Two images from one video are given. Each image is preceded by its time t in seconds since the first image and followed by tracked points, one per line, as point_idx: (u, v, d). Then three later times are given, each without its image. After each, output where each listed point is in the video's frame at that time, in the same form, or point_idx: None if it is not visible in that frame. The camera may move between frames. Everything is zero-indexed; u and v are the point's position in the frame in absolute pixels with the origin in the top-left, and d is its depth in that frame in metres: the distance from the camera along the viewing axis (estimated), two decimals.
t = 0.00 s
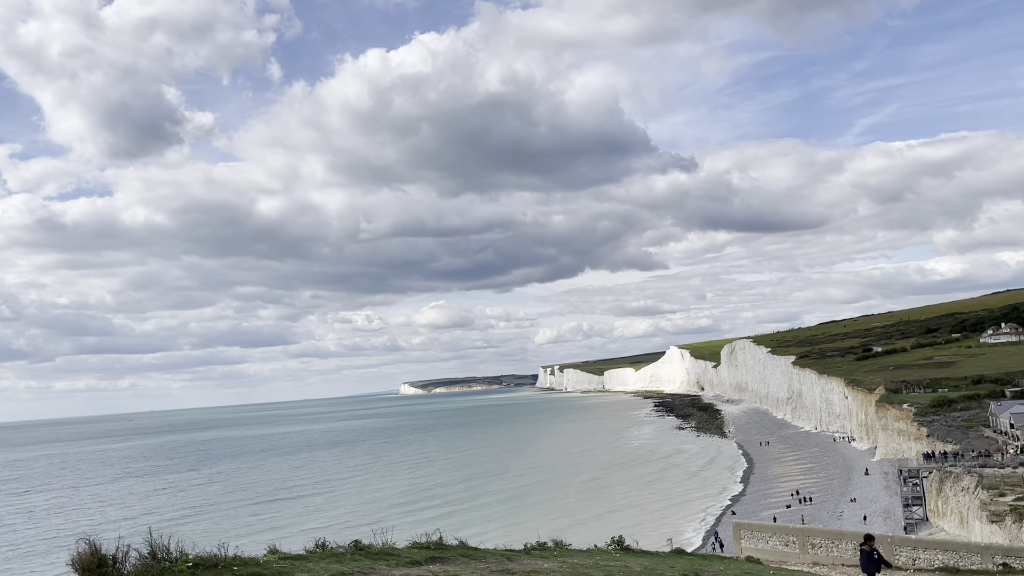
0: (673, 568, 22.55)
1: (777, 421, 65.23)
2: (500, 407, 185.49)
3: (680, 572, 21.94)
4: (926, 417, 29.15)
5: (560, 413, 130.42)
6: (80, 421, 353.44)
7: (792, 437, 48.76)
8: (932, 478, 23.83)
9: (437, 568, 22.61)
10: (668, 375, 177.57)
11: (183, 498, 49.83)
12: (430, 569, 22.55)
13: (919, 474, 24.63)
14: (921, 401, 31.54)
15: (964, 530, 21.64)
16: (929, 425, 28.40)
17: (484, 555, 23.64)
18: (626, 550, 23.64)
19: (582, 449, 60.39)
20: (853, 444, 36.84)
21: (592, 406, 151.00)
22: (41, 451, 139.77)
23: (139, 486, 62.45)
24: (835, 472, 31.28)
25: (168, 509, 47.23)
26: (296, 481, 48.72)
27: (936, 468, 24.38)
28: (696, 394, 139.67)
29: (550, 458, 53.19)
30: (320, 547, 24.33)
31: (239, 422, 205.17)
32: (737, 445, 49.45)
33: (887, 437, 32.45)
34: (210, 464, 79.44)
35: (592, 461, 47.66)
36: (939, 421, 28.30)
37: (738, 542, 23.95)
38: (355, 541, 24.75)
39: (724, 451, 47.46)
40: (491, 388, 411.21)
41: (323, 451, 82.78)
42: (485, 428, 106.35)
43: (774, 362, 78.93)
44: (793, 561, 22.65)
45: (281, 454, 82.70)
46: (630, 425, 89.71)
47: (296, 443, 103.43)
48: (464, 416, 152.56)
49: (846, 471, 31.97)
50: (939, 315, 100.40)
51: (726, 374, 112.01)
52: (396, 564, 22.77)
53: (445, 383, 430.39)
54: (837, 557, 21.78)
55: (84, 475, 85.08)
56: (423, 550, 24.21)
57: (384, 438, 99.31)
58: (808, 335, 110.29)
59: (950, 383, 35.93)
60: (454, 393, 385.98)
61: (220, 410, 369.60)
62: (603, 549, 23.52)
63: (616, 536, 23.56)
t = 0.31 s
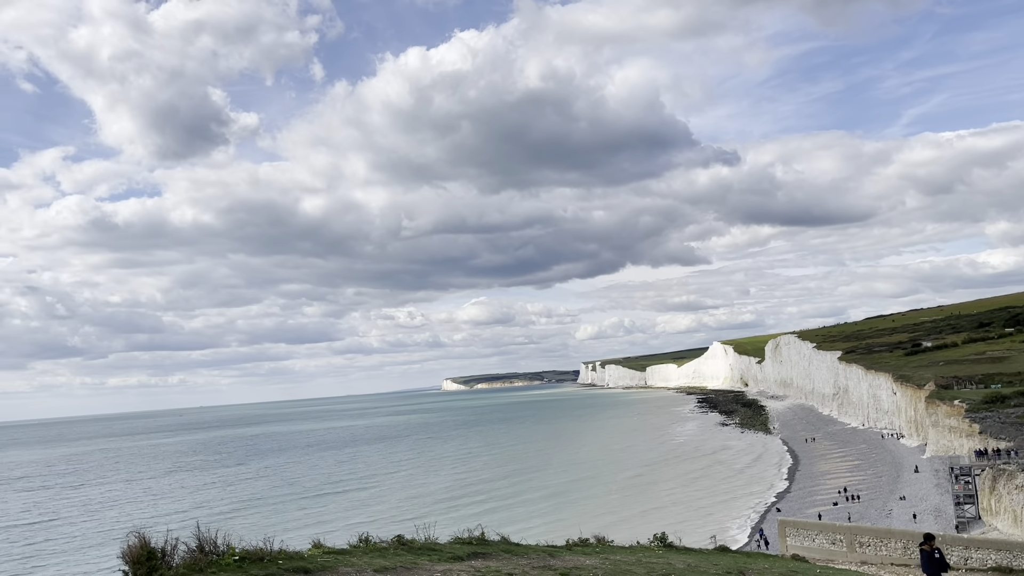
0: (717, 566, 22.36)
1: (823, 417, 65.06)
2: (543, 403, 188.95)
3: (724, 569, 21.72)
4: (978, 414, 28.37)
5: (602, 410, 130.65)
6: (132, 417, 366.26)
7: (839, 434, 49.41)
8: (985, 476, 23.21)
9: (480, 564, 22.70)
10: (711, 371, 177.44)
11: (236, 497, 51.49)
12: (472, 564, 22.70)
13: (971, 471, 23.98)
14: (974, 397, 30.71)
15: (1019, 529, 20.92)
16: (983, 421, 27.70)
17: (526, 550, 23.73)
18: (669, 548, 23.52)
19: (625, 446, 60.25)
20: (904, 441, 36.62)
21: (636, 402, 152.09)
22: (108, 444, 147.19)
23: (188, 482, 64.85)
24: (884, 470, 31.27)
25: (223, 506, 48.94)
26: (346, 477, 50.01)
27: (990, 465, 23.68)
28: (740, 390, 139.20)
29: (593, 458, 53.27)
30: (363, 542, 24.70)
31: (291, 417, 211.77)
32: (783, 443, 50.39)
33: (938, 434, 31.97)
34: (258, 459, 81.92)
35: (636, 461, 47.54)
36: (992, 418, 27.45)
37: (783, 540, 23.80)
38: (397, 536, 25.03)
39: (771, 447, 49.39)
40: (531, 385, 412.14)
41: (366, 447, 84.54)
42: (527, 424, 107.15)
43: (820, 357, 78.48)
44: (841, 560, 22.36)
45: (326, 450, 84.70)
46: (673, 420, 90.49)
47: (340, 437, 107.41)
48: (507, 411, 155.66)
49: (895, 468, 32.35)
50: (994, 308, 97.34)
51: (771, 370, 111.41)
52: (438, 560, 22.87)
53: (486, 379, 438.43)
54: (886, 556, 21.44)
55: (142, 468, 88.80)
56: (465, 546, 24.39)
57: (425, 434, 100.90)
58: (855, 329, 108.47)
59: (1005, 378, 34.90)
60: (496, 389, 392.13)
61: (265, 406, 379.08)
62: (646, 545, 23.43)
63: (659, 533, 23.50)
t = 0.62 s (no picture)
0: (762, 564, 22.00)
1: (870, 414, 64.41)
2: (586, 399, 191.33)
3: (768, 567, 21.39)
4: None
5: (641, 407, 130.66)
6: (181, 414, 379.48)
7: (887, 431, 49.02)
8: None
9: (521, 560, 22.66)
10: (755, 367, 176.53)
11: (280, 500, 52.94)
12: (512, 560, 22.61)
13: None
14: None
15: None
16: None
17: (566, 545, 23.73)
18: (712, 544, 23.28)
19: (668, 446, 60.03)
20: (955, 438, 36.03)
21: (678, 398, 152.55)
22: (164, 438, 153.58)
23: (235, 482, 66.96)
24: (934, 467, 30.87)
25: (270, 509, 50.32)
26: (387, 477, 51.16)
27: None
28: (784, 386, 138.11)
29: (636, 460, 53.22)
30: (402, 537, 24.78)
31: (340, 412, 218.30)
32: (828, 441, 50.61)
33: (990, 431, 31.34)
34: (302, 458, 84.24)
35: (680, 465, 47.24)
36: None
37: (829, 537, 23.46)
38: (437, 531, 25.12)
39: (817, 445, 49.51)
40: (569, 383, 414.14)
41: (407, 446, 86.07)
42: (567, 421, 107.66)
43: (867, 352, 77.51)
44: (889, 558, 21.92)
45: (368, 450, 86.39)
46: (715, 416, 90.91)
47: (378, 435, 110.81)
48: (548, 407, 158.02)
49: (945, 465, 31.81)
50: None
51: (816, 365, 110.13)
52: (480, 555, 22.95)
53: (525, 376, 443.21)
54: (937, 555, 20.99)
55: (192, 464, 92.17)
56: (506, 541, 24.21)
57: (464, 431, 102.29)
58: (904, 324, 106.14)
59: None
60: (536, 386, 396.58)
61: (310, 402, 389.16)
62: (688, 542, 23.20)
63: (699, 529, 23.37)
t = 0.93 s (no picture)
0: (807, 562, 21.68)
1: (918, 409, 63.56)
2: (626, 395, 192.45)
3: (814, 564, 21.06)
4: None
5: (681, 403, 130.13)
6: (224, 409, 390.30)
7: (935, 427, 48.31)
8: None
9: (561, 556, 22.65)
10: (798, 362, 175.05)
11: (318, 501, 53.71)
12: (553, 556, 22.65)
13: None
14: None
15: None
16: None
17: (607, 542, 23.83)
18: (757, 542, 23.14)
19: (710, 447, 59.21)
20: (1006, 434, 35.58)
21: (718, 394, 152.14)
22: (214, 434, 158.87)
23: (276, 482, 68.25)
24: (984, 464, 30.46)
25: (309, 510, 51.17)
26: (425, 480, 51.56)
27: None
28: (828, 382, 136.62)
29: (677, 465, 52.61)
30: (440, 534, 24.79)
31: (384, 409, 223.24)
32: (874, 437, 50.55)
33: None
34: (342, 458, 85.49)
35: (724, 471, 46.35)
36: None
37: (876, 536, 23.12)
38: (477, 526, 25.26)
39: (865, 442, 49.59)
40: (606, 380, 414.43)
41: (444, 447, 86.65)
42: (606, 417, 107.56)
43: (914, 347, 76.39)
44: (938, 557, 21.44)
45: (406, 450, 87.21)
46: (757, 412, 91.14)
47: (414, 433, 113.47)
48: (586, 403, 159.37)
49: (997, 461, 31.19)
50: None
51: (862, 360, 108.71)
52: (521, 551, 23.01)
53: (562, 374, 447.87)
54: (989, 554, 20.46)
55: (238, 460, 94.59)
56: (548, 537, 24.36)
57: (501, 430, 102.71)
58: (954, 318, 103.76)
59: None
60: (575, 383, 399.51)
61: (350, 399, 396.56)
62: (731, 538, 23.07)
63: (743, 527, 23.13)
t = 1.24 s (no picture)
0: (858, 560, 21.44)
1: (971, 404, 62.62)
2: (667, 391, 192.20)
3: (864, 562, 20.87)
4: None
5: (723, 399, 128.55)
6: (267, 407, 397.83)
7: (989, 423, 47.83)
8: None
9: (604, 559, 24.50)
10: (845, 358, 172.58)
11: (358, 503, 54.28)
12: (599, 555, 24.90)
13: None
14: None
15: None
16: None
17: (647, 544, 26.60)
18: (803, 538, 24.83)
19: (757, 447, 57.98)
20: None
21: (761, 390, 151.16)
22: (265, 430, 163.25)
23: (320, 479, 69.23)
24: None
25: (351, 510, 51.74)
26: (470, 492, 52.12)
27: None
28: (877, 377, 134.64)
29: (724, 468, 51.56)
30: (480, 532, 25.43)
31: (429, 406, 226.61)
32: (926, 433, 50.31)
33: None
34: (383, 454, 87.11)
35: (773, 478, 45.11)
36: None
37: (930, 534, 22.70)
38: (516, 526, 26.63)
39: (915, 437, 49.70)
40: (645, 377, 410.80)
41: (484, 446, 86.61)
42: (648, 414, 106.59)
43: (968, 341, 75.12)
44: (993, 556, 20.84)
45: (446, 447, 88.68)
46: (802, 408, 90.68)
47: (452, 430, 114.95)
48: (625, 400, 159.54)
49: None
50: None
51: (913, 354, 107.07)
52: (566, 548, 23.85)
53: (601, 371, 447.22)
54: None
55: (284, 456, 96.47)
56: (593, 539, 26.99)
57: (541, 427, 102.43)
58: (1009, 310, 101.12)
59: None
60: (615, 380, 398.70)
61: (391, 397, 401.25)
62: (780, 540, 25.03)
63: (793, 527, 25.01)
